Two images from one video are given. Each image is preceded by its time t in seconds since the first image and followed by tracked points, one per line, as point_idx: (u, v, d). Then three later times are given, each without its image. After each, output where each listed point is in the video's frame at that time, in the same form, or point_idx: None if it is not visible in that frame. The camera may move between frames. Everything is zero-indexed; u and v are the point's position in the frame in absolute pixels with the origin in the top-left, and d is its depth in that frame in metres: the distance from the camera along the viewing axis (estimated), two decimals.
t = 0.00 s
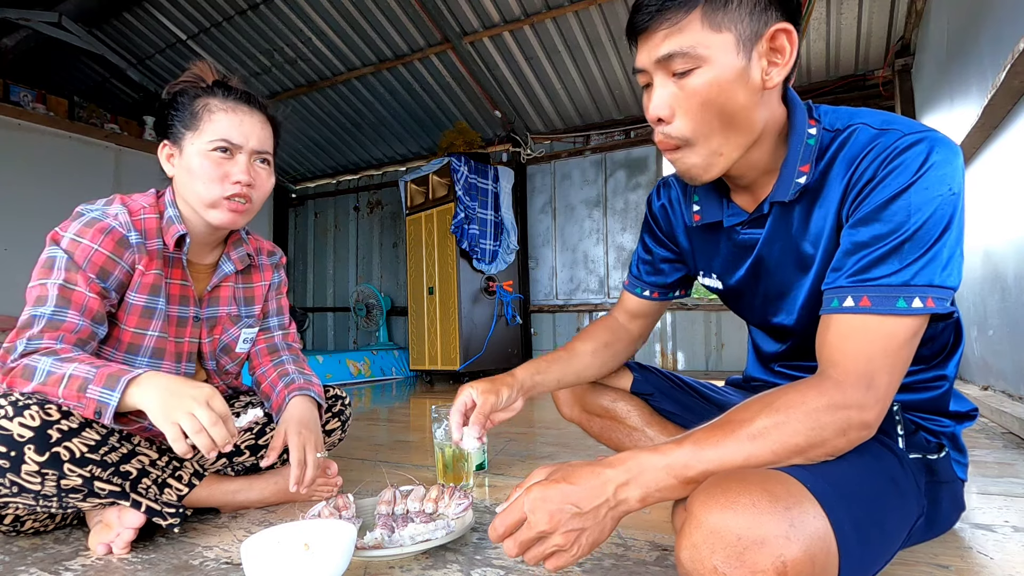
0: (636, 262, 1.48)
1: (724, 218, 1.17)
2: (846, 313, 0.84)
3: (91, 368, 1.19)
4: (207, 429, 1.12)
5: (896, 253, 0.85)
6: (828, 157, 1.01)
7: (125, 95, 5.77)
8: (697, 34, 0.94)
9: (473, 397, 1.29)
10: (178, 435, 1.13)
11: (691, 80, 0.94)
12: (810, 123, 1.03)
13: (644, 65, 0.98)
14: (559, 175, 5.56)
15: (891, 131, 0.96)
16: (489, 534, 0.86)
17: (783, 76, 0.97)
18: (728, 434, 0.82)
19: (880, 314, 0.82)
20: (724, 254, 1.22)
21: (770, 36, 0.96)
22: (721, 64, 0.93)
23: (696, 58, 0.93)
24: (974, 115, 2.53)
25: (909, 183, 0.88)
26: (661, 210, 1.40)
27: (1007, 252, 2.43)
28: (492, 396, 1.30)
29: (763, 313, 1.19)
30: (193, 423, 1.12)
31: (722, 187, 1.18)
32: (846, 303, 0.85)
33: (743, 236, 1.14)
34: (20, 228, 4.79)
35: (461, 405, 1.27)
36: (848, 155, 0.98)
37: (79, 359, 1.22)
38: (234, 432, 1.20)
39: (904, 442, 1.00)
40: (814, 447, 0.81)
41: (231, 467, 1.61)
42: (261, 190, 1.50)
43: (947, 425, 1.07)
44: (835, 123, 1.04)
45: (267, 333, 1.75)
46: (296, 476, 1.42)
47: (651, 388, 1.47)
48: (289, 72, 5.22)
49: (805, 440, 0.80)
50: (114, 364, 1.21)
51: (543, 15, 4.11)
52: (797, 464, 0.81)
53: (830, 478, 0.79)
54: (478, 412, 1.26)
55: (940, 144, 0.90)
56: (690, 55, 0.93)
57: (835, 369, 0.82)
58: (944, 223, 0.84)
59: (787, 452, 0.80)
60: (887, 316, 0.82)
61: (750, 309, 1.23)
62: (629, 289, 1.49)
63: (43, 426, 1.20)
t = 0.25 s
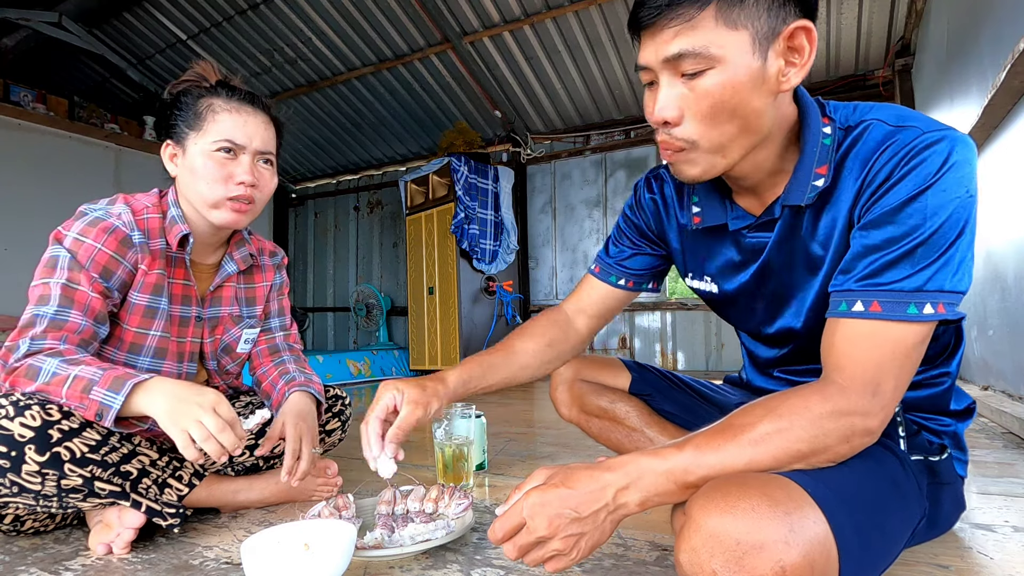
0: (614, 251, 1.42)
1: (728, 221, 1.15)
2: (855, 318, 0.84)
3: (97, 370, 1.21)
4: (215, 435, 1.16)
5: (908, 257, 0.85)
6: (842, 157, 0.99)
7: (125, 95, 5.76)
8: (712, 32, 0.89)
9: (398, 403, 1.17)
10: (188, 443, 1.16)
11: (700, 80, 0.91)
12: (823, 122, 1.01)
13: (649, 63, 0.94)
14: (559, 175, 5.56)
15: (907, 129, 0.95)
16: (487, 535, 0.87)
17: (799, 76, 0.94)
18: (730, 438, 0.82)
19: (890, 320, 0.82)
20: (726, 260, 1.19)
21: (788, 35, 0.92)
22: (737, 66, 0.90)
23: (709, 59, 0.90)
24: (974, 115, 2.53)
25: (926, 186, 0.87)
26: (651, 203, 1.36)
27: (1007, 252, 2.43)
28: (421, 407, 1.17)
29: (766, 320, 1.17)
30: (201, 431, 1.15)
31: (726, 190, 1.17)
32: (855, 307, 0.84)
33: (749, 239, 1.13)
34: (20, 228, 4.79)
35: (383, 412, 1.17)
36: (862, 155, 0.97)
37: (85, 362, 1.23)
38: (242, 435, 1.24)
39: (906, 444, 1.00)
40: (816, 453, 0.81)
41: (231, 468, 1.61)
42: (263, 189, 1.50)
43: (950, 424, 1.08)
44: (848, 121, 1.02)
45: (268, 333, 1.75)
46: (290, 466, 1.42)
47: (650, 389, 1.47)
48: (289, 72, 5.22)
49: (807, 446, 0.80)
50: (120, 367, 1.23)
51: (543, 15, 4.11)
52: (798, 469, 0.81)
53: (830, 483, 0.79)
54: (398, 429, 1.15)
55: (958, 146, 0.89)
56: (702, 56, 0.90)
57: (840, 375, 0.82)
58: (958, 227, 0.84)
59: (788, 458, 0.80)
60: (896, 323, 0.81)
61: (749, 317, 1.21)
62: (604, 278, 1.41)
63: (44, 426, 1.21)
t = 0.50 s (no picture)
0: (601, 242, 1.40)
1: (730, 225, 1.15)
2: (861, 324, 0.83)
3: (98, 370, 1.22)
4: (211, 436, 1.17)
5: (917, 262, 0.85)
6: (851, 160, 0.98)
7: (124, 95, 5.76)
8: (721, 38, 0.87)
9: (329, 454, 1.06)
10: (187, 444, 1.18)
11: (706, 90, 0.89)
12: (832, 124, 1.01)
13: (652, 68, 0.91)
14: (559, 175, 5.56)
15: (917, 130, 0.94)
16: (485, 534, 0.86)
17: (812, 83, 0.93)
18: (731, 440, 0.82)
19: (898, 326, 0.82)
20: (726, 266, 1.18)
21: (801, 40, 0.91)
22: (747, 73, 0.88)
23: (717, 67, 0.87)
24: (974, 115, 2.53)
25: (937, 190, 0.86)
26: (644, 197, 1.36)
27: (1007, 252, 2.43)
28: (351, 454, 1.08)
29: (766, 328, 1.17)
30: (197, 432, 1.17)
31: (726, 195, 1.16)
32: (862, 312, 0.84)
33: (752, 244, 1.12)
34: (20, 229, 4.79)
35: (311, 464, 1.06)
36: (872, 157, 0.96)
37: (86, 361, 1.24)
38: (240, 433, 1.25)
39: (908, 445, 1.00)
40: (818, 457, 0.81)
41: (231, 467, 1.61)
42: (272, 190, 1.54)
43: (952, 422, 1.07)
44: (856, 122, 1.02)
45: (267, 332, 1.75)
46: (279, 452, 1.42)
47: (649, 389, 1.47)
48: (289, 72, 5.22)
49: (809, 451, 0.80)
50: (120, 367, 1.24)
51: (543, 15, 4.11)
52: (799, 473, 0.81)
53: (831, 486, 0.79)
54: (327, 483, 1.06)
55: (970, 149, 0.88)
56: (710, 63, 0.87)
57: (845, 380, 0.82)
58: (968, 231, 0.84)
59: (789, 462, 0.80)
60: (903, 329, 0.82)
61: (749, 324, 1.20)
62: (589, 265, 1.37)
63: (44, 425, 1.21)
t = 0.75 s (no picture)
0: (599, 243, 1.39)
1: (730, 230, 1.15)
2: (863, 327, 0.84)
3: (98, 370, 1.22)
4: (211, 436, 1.17)
5: (920, 265, 0.85)
6: (854, 163, 0.98)
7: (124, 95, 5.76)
8: (721, 48, 0.86)
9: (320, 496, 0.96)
10: (188, 445, 1.18)
11: (705, 100, 0.88)
12: (834, 127, 1.01)
13: (651, 76, 0.90)
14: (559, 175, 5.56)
15: (921, 131, 0.94)
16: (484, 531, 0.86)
17: (814, 91, 0.93)
18: (730, 441, 0.82)
19: (900, 330, 0.82)
20: (725, 272, 1.18)
21: (804, 46, 0.91)
22: (748, 84, 0.88)
23: (718, 77, 0.87)
24: (974, 115, 2.53)
25: (941, 193, 0.86)
26: (644, 199, 1.36)
27: (1007, 252, 2.43)
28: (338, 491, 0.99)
29: (767, 332, 1.17)
30: (197, 432, 1.17)
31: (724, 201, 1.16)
32: (864, 316, 0.84)
33: (753, 249, 1.12)
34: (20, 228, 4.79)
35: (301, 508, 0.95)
36: (875, 160, 0.96)
37: (86, 362, 1.24)
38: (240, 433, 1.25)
39: (910, 446, 1.00)
40: (818, 460, 0.81)
41: (231, 467, 1.61)
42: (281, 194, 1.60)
43: (954, 423, 1.06)
44: (859, 125, 1.02)
45: (267, 331, 1.75)
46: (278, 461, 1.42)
47: (649, 389, 1.47)
48: (289, 72, 5.22)
49: (809, 453, 0.80)
50: (120, 367, 1.24)
51: (543, 15, 4.11)
52: (798, 474, 0.81)
53: (830, 487, 0.79)
54: (313, 522, 0.97)
55: (975, 150, 0.88)
56: (711, 74, 0.87)
57: (846, 384, 0.82)
58: (972, 233, 0.85)
59: (788, 464, 0.80)
60: (904, 332, 0.82)
61: (749, 327, 1.20)
62: (589, 266, 1.36)
63: (43, 425, 1.21)
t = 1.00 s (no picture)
0: (600, 244, 1.39)
1: (730, 230, 1.15)
2: (863, 327, 0.84)
3: (105, 372, 1.22)
4: (221, 437, 1.18)
5: (920, 265, 0.85)
6: (855, 163, 0.99)
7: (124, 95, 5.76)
8: (724, 48, 0.86)
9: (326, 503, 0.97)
10: (199, 448, 1.20)
11: (708, 101, 0.88)
12: (835, 128, 1.01)
13: (654, 76, 0.90)
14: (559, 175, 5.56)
15: (922, 131, 0.94)
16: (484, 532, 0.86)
17: (816, 91, 0.93)
18: (730, 441, 0.82)
19: (900, 329, 0.82)
20: (725, 272, 1.18)
21: (807, 47, 0.91)
22: (752, 84, 0.88)
23: (722, 77, 0.87)
24: (974, 115, 2.53)
25: (942, 193, 0.86)
26: (644, 199, 1.36)
27: (1007, 252, 2.43)
28: (343, 500, 1.00)
29: (768, 332, 1.17)
30: (207, 435, 1.18)
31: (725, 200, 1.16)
32: (864, 315, 0.84)
33: (753, 249, 1.12)
34: (20, 228, 4.79)
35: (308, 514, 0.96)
36: (876, 160, 0.97)
37: (93, 364, 1.24)
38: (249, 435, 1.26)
39: (909, 446, 1.00)
40: (818, 459, 0.81)
41: (231, 468, 1.61)
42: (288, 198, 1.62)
43: (954, 422, 1.06)
44: (860, 126, 1.02)
45: (268, 332, 1.75)
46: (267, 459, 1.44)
47: (649, 389, 1.47)
48: (289, 72, 5.22)
49: (809, 453, 0.80)
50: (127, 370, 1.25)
51: (543, 15, 4.11)
52: (799, 474, 0.81)
53: (831, 487, 0.79)
54: (319, 530, 0.97)
55: (976, 150, 0.88)
56: (714, 74, 0.87)
57: (846, 384, 0.82)
58: (973, 233, 0.85)
59: (788, 463, 0.80)
60: (904, 332, 0.82)
61: (749, 326, 1.20)
62: (590, 267, 1.36)
63: (44, 425, 1.21)
